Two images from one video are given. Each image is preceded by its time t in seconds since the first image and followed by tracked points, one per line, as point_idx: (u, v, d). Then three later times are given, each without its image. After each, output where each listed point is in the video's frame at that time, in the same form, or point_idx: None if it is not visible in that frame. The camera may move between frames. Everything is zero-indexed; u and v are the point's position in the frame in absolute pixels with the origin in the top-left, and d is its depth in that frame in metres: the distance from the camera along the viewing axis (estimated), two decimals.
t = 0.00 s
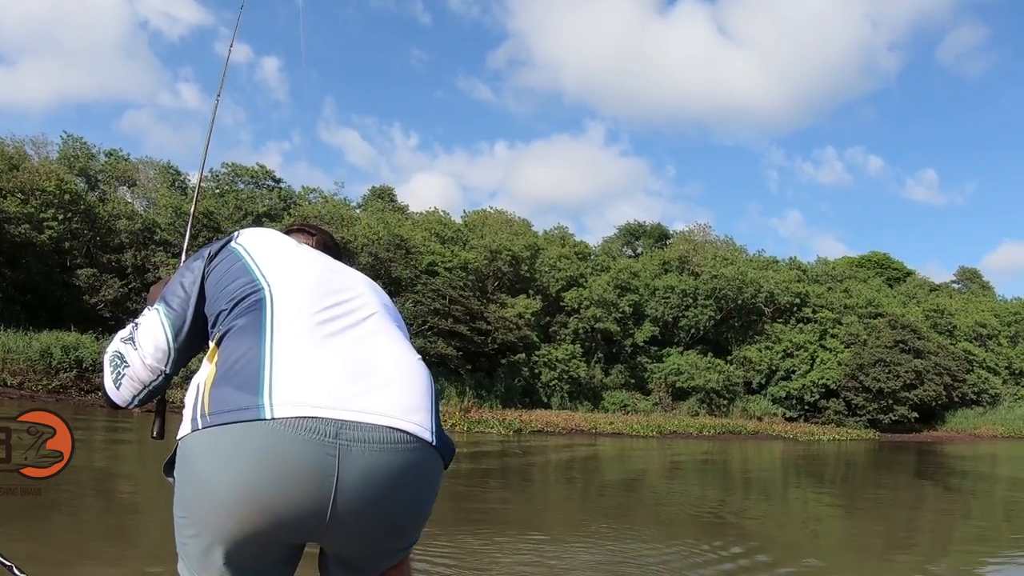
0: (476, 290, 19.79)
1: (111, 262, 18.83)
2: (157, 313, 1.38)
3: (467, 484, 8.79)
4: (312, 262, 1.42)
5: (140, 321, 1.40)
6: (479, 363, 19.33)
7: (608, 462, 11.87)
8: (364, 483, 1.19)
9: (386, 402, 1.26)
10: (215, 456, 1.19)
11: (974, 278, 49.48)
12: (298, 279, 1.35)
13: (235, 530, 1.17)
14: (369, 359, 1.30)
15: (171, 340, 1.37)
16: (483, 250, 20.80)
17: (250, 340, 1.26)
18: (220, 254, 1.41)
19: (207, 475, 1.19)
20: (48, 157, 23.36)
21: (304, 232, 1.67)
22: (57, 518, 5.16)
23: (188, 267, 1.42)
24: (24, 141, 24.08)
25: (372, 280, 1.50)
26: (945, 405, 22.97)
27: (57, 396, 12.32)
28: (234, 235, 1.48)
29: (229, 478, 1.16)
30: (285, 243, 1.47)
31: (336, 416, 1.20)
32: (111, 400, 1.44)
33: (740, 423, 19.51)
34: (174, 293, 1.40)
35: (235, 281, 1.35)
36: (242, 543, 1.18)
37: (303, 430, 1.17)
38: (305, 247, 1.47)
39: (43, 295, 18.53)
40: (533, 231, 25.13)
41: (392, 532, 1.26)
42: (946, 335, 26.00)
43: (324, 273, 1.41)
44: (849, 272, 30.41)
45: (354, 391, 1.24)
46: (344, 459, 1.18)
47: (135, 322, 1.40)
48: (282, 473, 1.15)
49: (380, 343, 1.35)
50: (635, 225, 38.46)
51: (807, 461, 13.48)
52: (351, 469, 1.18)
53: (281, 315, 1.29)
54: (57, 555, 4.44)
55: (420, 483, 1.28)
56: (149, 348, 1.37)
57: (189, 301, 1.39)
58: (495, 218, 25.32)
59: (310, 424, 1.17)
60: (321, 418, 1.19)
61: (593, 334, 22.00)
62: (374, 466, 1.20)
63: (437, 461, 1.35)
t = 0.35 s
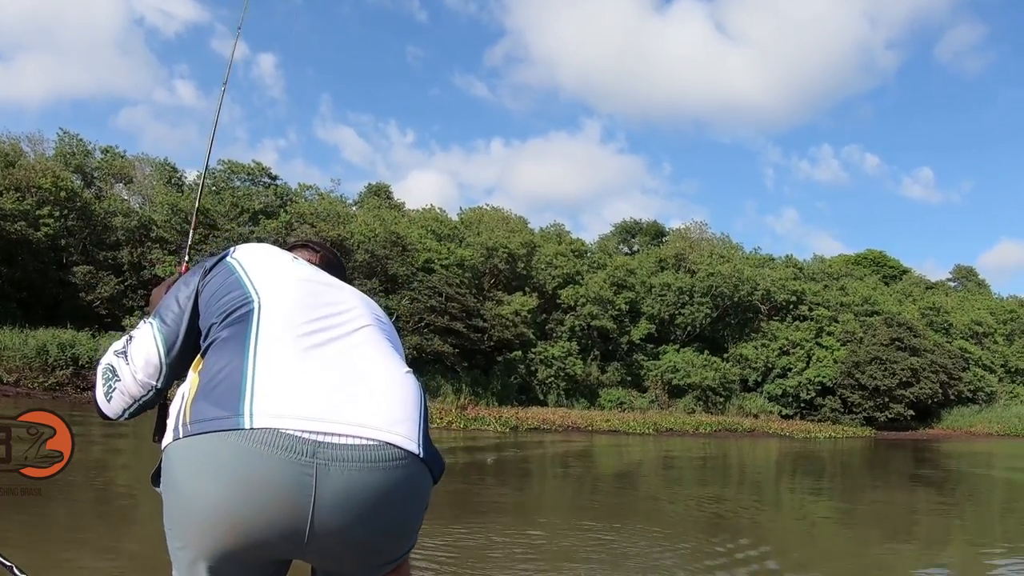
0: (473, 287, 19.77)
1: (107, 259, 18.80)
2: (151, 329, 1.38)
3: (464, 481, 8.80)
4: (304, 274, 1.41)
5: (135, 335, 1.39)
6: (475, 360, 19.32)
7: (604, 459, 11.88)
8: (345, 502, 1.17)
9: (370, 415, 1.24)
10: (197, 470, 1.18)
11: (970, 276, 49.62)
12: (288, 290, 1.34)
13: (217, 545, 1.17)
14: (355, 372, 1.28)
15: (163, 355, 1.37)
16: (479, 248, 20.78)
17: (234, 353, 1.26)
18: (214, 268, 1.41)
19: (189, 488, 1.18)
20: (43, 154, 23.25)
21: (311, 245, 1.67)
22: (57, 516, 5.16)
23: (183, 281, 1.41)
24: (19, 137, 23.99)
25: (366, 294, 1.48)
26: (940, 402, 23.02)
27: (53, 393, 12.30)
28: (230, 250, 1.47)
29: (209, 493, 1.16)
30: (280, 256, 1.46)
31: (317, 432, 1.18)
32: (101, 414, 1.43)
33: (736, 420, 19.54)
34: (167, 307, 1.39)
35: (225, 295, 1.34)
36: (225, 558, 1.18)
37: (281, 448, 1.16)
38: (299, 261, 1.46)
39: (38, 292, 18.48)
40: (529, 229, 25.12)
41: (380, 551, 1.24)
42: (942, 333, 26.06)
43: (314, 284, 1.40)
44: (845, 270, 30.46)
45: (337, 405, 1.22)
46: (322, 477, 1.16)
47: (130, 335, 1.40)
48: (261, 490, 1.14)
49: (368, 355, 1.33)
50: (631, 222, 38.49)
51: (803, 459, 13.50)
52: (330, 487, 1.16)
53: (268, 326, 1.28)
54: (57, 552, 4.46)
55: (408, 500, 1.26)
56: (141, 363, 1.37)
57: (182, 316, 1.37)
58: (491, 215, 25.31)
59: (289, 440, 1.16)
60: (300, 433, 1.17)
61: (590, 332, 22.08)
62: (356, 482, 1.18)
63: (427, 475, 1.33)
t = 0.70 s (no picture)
0: (468, 285, 19.77)
1: (103, 257, 18.81)
2: (137, 256, 1.42)
3: (460, 479, 8.80)
4: (284, 211, 1.40)
5: (123, 263, 1.44)
6: (471, 358, 19.27)
7: (599, 456, 11.88)
8: (313, 437, 1.14)
9: (340, 349, 1.21)
10: (168, 406, 1.17)
11: (965, 276, 49.83)
12: (262, 227, 1.34)
13: (191, 485, 1.15)
14: (326, 307, 1.26)
15: (143, 283, 1.41)
16: (475, 246, 20.78)
17: (204, 288, 1.25)
18: (199, 205, 1.42)
19: (161, 426, 1.17)
20: (38, 151, 23.18)
21: (317, 191, 1.67)
22: (56, 514, 5.17)
23: (174, 217, 1.44)
24: (13, 134, 23.90)
25: (350, 235, 1.45)
26: (936, 401, 23.05)
27: (48, 391, 12.26)
28: (219, 187, 1.48)
29: (179, 429, 1.15)
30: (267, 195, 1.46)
31: (282, 360, 1.16)
32: (84, 333, 1.50)
33: (732, 419, 19.57)
34: (153, 239, 1.42)
35: (205, 233, 1.35)
36: (200, 501, 1.17)
37: (246, 376, 1.14)
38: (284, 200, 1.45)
39: (33, 289, 18.42)
40: (525, 227, 25.14)
41: (360, 495, 1.19)
42: (937, 332, 26.13)
43: (293, 221, 1.38)
44: (840, 269, 30.54)
45: (303, 337, 1.19)
46: (290, 405, 1.13)
47: (119, 262, 1.45)
48: (226, 422, 1.13)
49: (341, 291, 1.30)
50: (627, 221, 38.53)
51: (798, 458, 13.52)
52: (297, 420, 1.13)
53: (238, 260, 1.27)
54: (56, 549, 4.47)
55: (385, 440, 1.21)
56: (125, 287, 1.42)
57: (170, 250, 1.40)
58: (487, 214, 25.29)
59: (252, 369, 1.14)
60: (264, 361, 1.15)
61: (585, 330, 22.09)
62: (324, 416, 1.15)
63: (405, 418, 1.28)
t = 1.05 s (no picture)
0: (464, 288, 19.78)
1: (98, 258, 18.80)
2: (141, 208, 1.44)
3: (455, 479, 8.81)
4: (291, 169, 1.40)
5: (127, 214, 1.46)
6: (466, 360, 19.23)
7: (594, 458, 11.88)
8: (299, 391, 1.14)
9: (329, 305, 1.20)
10: (160, 360, 1.18)
11: (960, 279, 49.98)
12: (262, 183, 1.34)
13: (183, 439, 1.16)
14: (319, 263, 1.25)
15: (144, 236, 1.43)
16: (470, 248, 20.79)
17: (201, 241, 1.26)
18: (208, 162, 1.43)
19: (155, 380, 1.19)
20: (34, 151, 23.16)
21: (337, 153, 1.68)
22: (54, 514, 5.18)
23: (182, 173, 1.46)
24: (9, 135, 23.89)
25: (355, 194, 1.43)
26: (930, 404, 23.09)
27: (43, 391, 12.25)
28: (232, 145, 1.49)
29: (170, 384, 1.16)
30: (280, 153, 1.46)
31: (270, 314, 1.16)
32: (87, 278, 1.53)
33: (727, 421, 19.61)
34: (159, 191, 1.44)
35: (210, 189, 1.36)
36: (194, 456, 1.18)
37: (235, 328, 1.15)
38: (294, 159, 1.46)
39: (28, 290, 18.40)
40: (520, 229, 25.18)
41: (347, 454, 1.19)
42: (932, 335, 26.20)
43: (296, 178, 1.37)
44: (835, 272, 30.64)
45: (294, 290, 1.19)
46: (277, 354, 1.14)
47: (124, 212, 1.47)
48: (216, 374, 1.14)
49: (337, 247, 1.29)
50: (623, 223, 38.65)
51: (793, 461, 13.55)
52: (285, 372, 1.14)
53: (234, 215, 1.28)
54: (53, 549, 4.47)
55: (372, 397, 1.21)
56: (126, 236, 1.45)
57: (174, 204, 1.42)
58: (483, 216, 25.32)
59: (242, 321, 1.15)
60: (252, 314, 1.16)
61: (580, 332, 22.10)
62: (312, 369, 1.15)
63: (394, 379, 1.27)
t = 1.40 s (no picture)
0: (460, 293, 19.79)
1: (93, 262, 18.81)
2: (151, 239, 1.43)
3: (450, 485, 8.81)
4: (307, 197, 1.42)
5: (135, 245, 1.44)
6: (461, 366, 19.21)
7: (590, 464, 11.88)
8: (345, 412, 1.16)
9: (368, 329, 1.23)
10: (198, 382, 1.18)
11: (954, 285, 50.13)
12: (285, 209, 1.35)
13: (221, 462, 1.16)
14: (355, 288, 1.29)
15: (159, 266, 1.41)
16: (466, 253, 20.81)
17: (238, 266, 1.26)
18: (220, 188, 1.44)
19: (191, 399, 1.19)
20: (30, 155, 23.10)
21: (324, 180, 1.70)
22: (53, 517, 5.19)
23: (188, 201, 1.46)
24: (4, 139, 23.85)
25: (364, 222, 1.48)
26: (926, 411, 23.13)
27: (38, 395, 12.20)
28: (236, 171, 1.50)
29: (211, 405, 1.16)
30: (287, 181, 1.48)
31: (317, 340, 1.18)
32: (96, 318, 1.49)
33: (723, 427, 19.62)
34: (168, 223, 1.43)
35: (229, 213, 1.36)
36: (228, 477, 1.18)
37: (281, 352, 1.16)
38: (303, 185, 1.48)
39: (23, 294, 18.35)
40: (516, 235, 25.22)
41: (382, 471, 1.23)
42: (927, 341, 26.28)
43: (315, 205, 1.40)
44: (831, 278, 30.74)
45: (335, 316, 1.22)
46: (327, 379, 1.16)
47: (131, 244, 1.45)
48: (263, 398, 1.14)
49: (367, 273, 1.33)
50: (618, 230, 38.72)
51: (789, 467, 13.57)
52: (331, 394, 1.15)
53: (270, 239, 1.29)
54: (51, 552, 4.48)
55: (406, 417, 1.25)
56: (139, 270, 1.42)
57: (183, 233, 1.42)
58: (478, 221, 25.34)
59: (289, 345, 1.16)
60: (303, 338, 1.17)
61: (576, 338, 22.11)
62: (357, 391, 1.17)
63: (425, 399, 1.32)
